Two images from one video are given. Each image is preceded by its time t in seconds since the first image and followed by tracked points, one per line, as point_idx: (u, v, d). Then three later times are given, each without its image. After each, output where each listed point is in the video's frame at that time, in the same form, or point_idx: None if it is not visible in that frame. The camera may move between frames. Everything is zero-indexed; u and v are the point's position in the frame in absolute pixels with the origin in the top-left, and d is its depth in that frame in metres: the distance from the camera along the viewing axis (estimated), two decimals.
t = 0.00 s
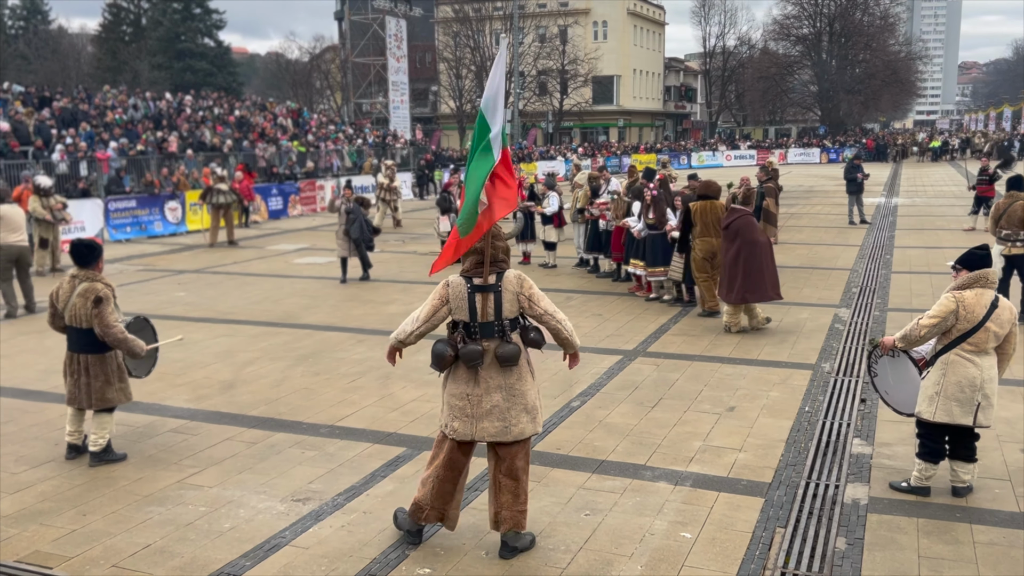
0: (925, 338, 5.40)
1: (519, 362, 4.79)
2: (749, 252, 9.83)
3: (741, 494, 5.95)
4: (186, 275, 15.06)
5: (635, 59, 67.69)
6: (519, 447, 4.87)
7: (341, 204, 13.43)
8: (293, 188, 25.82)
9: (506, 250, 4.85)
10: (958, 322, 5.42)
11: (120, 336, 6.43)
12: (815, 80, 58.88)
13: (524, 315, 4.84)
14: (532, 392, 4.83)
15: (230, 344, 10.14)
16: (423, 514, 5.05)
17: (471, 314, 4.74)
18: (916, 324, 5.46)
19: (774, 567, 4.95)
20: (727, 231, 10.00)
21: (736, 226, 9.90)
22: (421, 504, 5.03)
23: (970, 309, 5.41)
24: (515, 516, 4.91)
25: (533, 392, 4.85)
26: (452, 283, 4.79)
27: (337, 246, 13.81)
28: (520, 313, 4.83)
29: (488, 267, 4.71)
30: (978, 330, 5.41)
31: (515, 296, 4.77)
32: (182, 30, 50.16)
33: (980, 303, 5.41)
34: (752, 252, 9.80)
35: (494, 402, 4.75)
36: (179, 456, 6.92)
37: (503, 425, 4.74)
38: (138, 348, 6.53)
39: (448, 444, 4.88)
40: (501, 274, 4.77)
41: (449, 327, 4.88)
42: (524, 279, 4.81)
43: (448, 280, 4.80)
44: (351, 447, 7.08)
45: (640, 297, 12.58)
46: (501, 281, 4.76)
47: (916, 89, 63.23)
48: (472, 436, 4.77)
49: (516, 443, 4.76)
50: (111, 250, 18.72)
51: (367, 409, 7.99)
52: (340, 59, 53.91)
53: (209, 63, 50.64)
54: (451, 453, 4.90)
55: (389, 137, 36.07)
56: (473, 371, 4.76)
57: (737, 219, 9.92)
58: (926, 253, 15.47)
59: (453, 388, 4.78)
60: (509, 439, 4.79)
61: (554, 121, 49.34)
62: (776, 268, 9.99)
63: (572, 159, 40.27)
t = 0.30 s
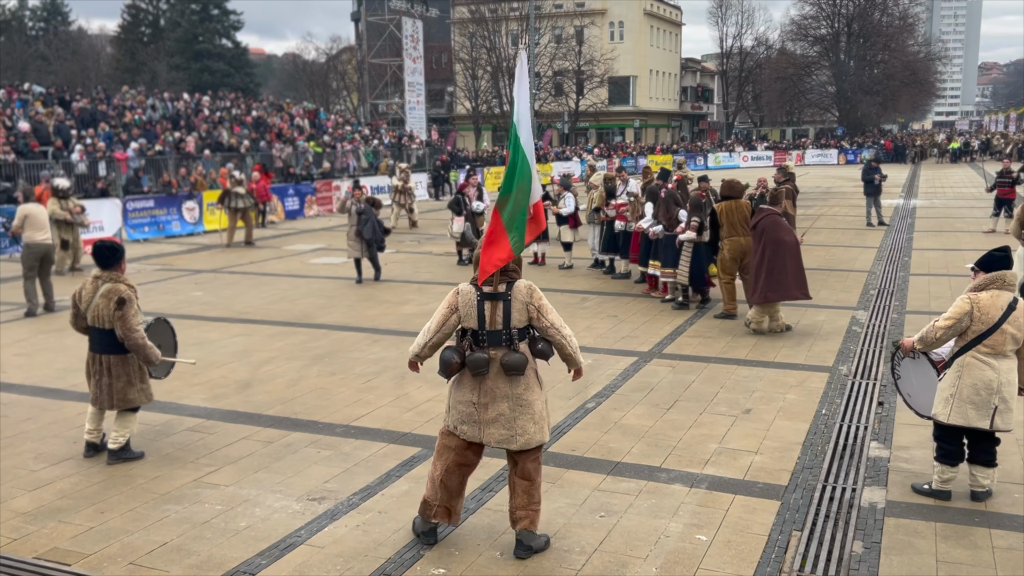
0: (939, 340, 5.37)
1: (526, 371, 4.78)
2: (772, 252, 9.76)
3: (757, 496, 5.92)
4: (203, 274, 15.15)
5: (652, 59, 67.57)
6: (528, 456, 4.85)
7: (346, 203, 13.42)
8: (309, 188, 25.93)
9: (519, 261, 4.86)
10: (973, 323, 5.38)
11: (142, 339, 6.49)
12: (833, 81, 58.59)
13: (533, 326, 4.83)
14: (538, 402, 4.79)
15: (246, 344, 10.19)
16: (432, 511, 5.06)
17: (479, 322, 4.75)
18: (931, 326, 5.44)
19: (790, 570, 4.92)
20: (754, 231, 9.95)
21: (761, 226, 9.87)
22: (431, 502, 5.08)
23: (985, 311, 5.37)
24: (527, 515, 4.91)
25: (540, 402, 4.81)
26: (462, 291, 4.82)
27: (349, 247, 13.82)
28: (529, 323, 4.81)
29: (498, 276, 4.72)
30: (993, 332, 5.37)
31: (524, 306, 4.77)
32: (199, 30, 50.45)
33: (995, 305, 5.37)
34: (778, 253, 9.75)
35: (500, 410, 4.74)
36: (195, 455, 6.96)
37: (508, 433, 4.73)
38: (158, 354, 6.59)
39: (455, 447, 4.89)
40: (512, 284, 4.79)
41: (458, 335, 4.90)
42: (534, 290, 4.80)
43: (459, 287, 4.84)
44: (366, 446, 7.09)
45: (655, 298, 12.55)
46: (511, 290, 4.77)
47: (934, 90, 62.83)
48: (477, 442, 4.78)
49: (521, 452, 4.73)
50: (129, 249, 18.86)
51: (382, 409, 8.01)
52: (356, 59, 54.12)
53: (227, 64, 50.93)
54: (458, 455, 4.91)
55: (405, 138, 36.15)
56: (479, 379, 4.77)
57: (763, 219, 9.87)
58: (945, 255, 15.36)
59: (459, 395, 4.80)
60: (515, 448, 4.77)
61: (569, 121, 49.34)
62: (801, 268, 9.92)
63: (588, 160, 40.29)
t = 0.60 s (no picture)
0: (945, 341, 5.41)
1: (509, 353, 4.76)
2: (801, 253, 9.73)
3: (773, 499, 5.89)
4: (220, 274, 15.22)
5: (668, 60, 67.38)
6: (517, 442, 4.80)
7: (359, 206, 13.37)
8: (325, 188, 26.01)
9: (509, 241, 4.86)
10: (973, 325, 5.39)
11: (162, 332, 6.53)
12: (851, 82, 58.26)
13: (521, 309, 4.79)
14: (523, 385, 4.75)
15: (263, 343, 10.24)
16: (439, 501, 5.03)
17: (464, 301, 4.79)
18: (937, 327, 5.50)
19: (806, 574, 4.89)
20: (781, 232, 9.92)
21: (789, 227, 9.83)
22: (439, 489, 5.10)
23: (984, 313, 5.38)
24: (538, 505, 4.83)
25: (526, 385, 4.77)
26: (452, 270, 4.88)
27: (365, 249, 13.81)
28: (517, 305, 4.78)
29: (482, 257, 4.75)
30: (993, 334, 5.34)
31: (508, 288, 4.74)
32: (217, 31, 50.64)
33: (995, 308, 5.36)
34: (809, 253, 9.71)
35: (484, 391, 4.78)
36: (212, 453, 7.00)
37: (491, 414, 4.76)
38: (182, 345, 6.63)
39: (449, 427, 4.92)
40: (499, 266, 4.80)
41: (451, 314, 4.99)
42: (521, 273, 4.78)
43: (449, 267, 4.92)
44: (381, 446, 7.11)
45: (670, 299, 12.51)
46: (498, 272, 4.78)
47: (954, 90, 62.39)
48: (464, 422, 4.83)
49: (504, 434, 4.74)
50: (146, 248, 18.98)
51: (397, 408, 8.03)
52: (373, 60, 54.24)
53: (244, 64, 51.15)
54: (454, 437, 4.92)
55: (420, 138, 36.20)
56: (464, 358, 4.82)
57: (790, 219, 9.86)
58: (964, 257, 15.24)
59: (447, 374, 4.89)
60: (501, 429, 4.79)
61: (585, 122, 49.28)
62: (827, 268, 9.88)
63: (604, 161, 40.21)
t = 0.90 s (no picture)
0: (948, 344, 5.64)
1: (497, 376, 4.75)
2: (837, 255, 9.66)
3: (789, 501, 5.87)
4: (236, 274, 15.31)
5: (684, 61, 67.20)
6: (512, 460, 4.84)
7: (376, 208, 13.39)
8: (342, 189, 26.11)
9: (498, 262, 4.87)
10: (969, 328, 5.54)
11: (172, 337, 6.61)
12: (869, 83, 57.96)
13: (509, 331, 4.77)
14: (512, 407, 4.73)
15: (279, 343, 10.29)
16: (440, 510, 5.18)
17: (453, 323, 4.83)
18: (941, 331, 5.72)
19: None
20: (813, 234, 9.84)
21: (822, 230, 9.76)
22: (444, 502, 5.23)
23: (978, 317, 5.51)
24: (544, 519, 4.88)
25: (515, 407, 4.74)
26: (443, 293, 4.92)
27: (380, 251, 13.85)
28: (505, 328, 4.76)
29: (468, 279, 4.77)
30: (989, 337, 5.46)
31: (494, 310, 4.73)
32: (235, 33, 50.80)
33: (989, 311, 5.48)
34: (843, 257, 9.65)
35: (474, 413, 4.79)
36: (228, 453, 7.04)
37: (480, 436, 4.77)
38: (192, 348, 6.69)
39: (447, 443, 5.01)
40: (487, 288, 4.81)
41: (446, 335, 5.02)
42: (508, 295, 4.76)
43: (442, 288, 4.96)
44: (396, 446, 7.13)
45: (685, 300, 12.49)
46: (485, 293, 4.78)
47: (973, 90, 61.89)
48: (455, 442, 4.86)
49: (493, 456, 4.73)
50: (163, 248, 19.12)
51: (411, 409, 8.05)
52: (388, 61, 54.40)
53: (261, 66, 51.45)
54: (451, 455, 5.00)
55: (436, 139, 36.25)
56: (455, 380, 4.85)
57: (823, 222, 9.79)
58: (983, 259, 15.13)
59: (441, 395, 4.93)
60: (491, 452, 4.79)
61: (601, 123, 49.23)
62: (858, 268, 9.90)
63: (620, 162, 40.17)
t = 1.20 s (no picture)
0: (954, 349, 5.61)
1: (537, 360, 4.75)
2: (875, 256, 9.64)
3: (805, 504, 5.84)
4: (253, 275, 15.37)
5: (701, 61, 66.97)
6: (547, 447, 4.78)
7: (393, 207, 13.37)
8: (357, 190, 26.18)
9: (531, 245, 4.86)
10: (974, 333, 5.50)
11: (184, 334, 6.60)
12: (887, 84, 57.56)
13: (546, 313, 4.78)
14: (554, 390, 4.74)
15: (295, 343, 10.33)
16: (453, 504, 5.08)
17: (489, 309, 4.78)
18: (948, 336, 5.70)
19: None
20: (845, 237, 9.78)
21: (859, 232, 9.69)
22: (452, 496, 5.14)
23: (982, 320, 5.47)
24: (562, 515, 4.81)
25: (556, 391, 4.75)
26: (475, 279, 4.88)
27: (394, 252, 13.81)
28: (541, 310, 4.77)
29: (504, 263, 4.74)
30: (992, 341, 5.42)
31: (532, 292, 4.73)
32: (251, 34, 50.95)
33: (994, 314, 5.44)
34: (878, 260, 9.66)
35: (514, 398, 4.75)
36: (244, 452, 7.08)
37: (521, 422, 4.73)
38: (200, 346, 6.69)
39: (477, 438, 4.92)
40: (521, 271, 4.79)
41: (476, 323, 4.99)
42: (544, 277, 4.77)
43: (472, 276, 4.91)
44: (411, 446, 7.14)
45: (701, 302, 12.42)
46: (520, 277, 4.77)
47: (992, 91, 61.30)
48: (494, 429, 4.81)
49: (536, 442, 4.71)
50: (180, 249, 19.23)
51: (426, 409, 8.06)
52: (403, 62, 54.51)
53: (278, 67, 51.68)
54: (482, 447, 4.92)
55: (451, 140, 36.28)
56: (492, 366, 4.80)
57: (858, 225, 9.74)
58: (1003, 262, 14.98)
59: (475, 382, 4.87)
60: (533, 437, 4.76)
61: (616, 124, 49.16)
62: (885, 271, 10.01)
63: (635, 163, 40.05)
